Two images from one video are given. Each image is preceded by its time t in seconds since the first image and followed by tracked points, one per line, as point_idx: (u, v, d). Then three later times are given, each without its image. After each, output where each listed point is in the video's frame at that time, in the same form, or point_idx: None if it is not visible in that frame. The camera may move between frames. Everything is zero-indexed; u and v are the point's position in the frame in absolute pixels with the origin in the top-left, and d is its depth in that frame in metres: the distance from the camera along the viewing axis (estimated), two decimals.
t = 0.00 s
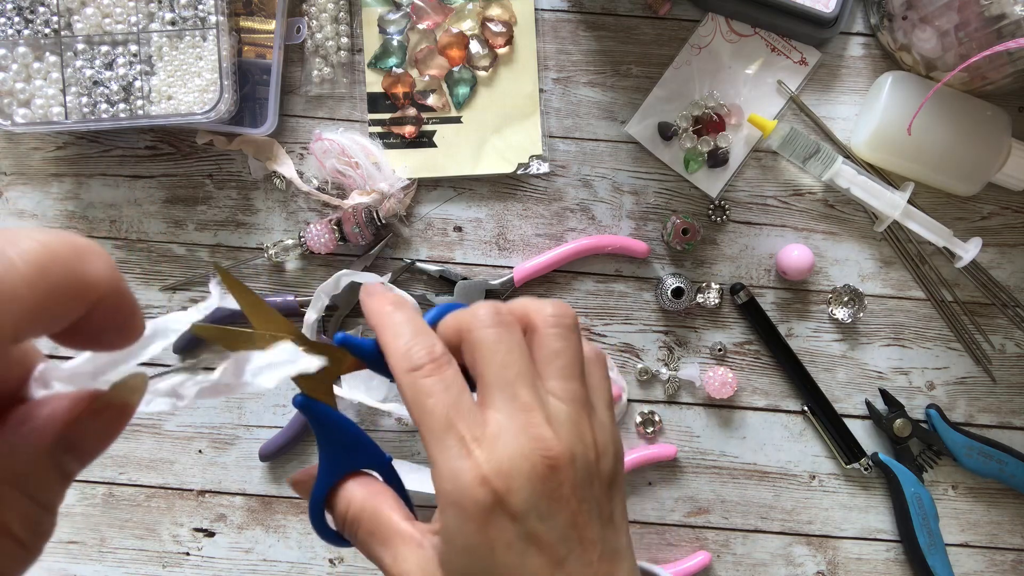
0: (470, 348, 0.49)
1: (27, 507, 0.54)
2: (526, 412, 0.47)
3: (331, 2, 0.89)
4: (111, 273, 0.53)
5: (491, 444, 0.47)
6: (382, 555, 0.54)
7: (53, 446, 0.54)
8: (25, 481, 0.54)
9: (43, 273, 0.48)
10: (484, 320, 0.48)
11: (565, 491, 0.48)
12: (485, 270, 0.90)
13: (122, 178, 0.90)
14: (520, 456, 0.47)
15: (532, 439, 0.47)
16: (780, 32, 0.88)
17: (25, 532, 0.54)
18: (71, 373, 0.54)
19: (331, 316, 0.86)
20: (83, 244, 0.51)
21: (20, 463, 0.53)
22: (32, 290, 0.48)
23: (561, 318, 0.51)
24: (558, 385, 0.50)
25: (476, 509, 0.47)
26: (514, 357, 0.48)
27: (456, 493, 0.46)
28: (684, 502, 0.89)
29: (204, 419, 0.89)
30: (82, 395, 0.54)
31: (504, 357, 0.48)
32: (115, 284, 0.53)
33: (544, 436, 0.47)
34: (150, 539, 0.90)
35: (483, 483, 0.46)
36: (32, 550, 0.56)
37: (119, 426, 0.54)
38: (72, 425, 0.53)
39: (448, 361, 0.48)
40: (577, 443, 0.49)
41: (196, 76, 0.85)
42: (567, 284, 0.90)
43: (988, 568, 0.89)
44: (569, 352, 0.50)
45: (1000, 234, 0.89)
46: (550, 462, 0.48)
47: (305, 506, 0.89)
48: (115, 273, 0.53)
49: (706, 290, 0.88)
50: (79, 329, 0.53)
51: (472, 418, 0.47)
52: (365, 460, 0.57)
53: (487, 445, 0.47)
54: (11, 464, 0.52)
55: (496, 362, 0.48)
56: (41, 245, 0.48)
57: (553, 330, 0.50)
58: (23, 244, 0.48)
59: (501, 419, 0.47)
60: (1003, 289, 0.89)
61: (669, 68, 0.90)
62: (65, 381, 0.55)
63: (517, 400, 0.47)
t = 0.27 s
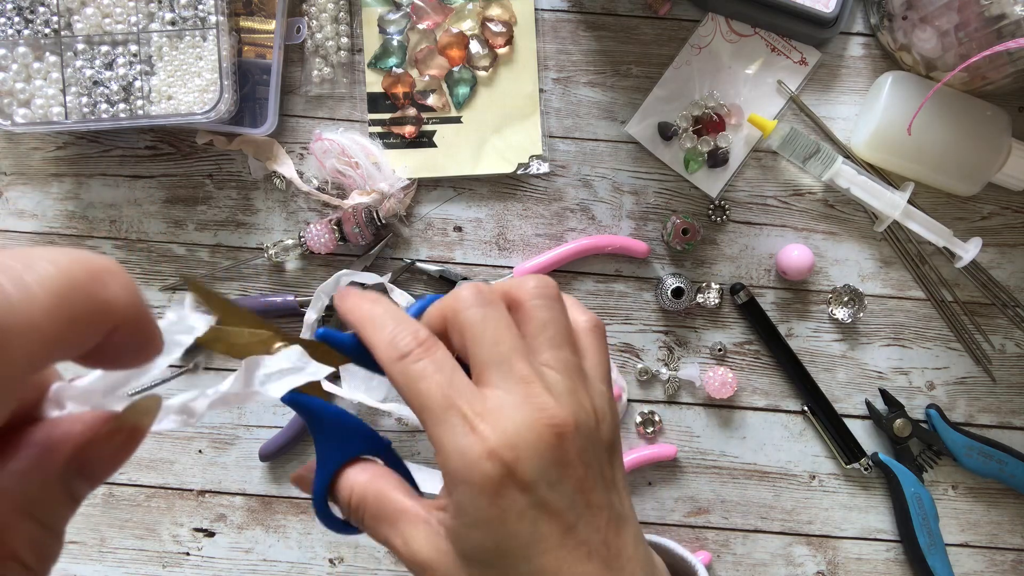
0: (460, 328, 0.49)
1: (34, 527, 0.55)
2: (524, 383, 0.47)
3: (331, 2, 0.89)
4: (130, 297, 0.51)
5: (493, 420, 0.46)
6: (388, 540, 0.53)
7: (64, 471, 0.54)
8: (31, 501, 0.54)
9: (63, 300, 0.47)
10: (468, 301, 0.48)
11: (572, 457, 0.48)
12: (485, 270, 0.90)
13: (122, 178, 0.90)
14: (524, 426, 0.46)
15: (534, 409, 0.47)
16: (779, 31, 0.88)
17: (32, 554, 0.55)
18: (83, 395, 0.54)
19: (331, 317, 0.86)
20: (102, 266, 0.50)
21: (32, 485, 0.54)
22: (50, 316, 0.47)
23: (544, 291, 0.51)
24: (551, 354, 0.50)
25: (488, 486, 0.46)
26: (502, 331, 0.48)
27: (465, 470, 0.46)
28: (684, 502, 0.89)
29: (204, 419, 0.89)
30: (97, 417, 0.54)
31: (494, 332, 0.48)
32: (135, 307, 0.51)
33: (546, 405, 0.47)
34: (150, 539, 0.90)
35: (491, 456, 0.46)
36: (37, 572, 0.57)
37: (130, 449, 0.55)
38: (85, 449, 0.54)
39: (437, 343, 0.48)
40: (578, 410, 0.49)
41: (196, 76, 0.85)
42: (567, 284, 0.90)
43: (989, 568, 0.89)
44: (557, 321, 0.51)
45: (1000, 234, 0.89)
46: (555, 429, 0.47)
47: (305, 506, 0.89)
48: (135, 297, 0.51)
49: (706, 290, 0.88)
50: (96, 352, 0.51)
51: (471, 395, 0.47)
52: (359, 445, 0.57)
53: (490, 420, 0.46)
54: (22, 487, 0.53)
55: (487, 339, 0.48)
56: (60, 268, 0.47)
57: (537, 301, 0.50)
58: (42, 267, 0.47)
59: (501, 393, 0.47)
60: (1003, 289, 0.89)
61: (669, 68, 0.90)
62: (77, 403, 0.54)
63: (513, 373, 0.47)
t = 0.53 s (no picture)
0: (465, 333, 0.49)
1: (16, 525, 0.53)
2: (533, 386, 0.48)
3: (331, 2, 0.89)
4: (106, 286, 0.51)
5: (507, 425, 0.46)
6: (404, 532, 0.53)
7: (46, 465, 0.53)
8: (14, 495, 0.52)
9: (44, 295, 0.46)
10: (472, 305, 0.49)
11: (584, 459, 0.49)
12: (485, 270, 0.90)
13: (122, 178, 0.90)
14: (537, 429, 0.47)
15: (546, 412, 0.47)
16: (779, 31, 0.88)
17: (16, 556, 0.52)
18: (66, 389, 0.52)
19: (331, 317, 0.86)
20: (76, 256, 0.49)
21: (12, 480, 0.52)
22: (31, 312, 0.45)
23: (542, 294, 0.52)
24: (556, 357, 0.50)
25: (505, 489, 0.46)
26: (509, 335, 0.48)
27: (480, 476, 0.46)
28: (684, 502, 0.89)
29: (204, 418, 0.89)
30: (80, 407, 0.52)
31: (500, 336, 0.48)
32: (111, 295, 0.51)
33: (557, 407, 0.48)
34: (150, 539, 0.90)
35: (506, 463, 0.45)
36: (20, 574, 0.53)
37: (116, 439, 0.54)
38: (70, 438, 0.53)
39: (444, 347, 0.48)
40: (587, 411, 0.49)
41: (196, 76, 0.85)
42: (567, 284, 0.90)
43: (989, 568, 0.89)
44: (559, 324, 0.51)
45: (1000, 234, 0.89)
46: (567, 431, 0.48)
47: (305, 506, 0.89)
48: (110, 285, 0.51)
49: (706, 290, 0.88)
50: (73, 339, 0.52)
51: (482, 398, 0.46)
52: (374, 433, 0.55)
53: (504, 425, 0.46)
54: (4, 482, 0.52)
55: (494, 343, 0.48)
56: (36, 260, 0.46)
57: (537, 304, 0.51)
58: (16, 260, 0.45)
59: (511, 397, 0.47)
60: (1003, 289, 0.89)
61: (669, 68, 0.90)
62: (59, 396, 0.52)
63: (522, 377, 0.48)
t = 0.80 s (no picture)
0: (454, 327, 0.49)
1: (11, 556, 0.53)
2: (520, 381, 0.48)
3: (331, 2, 0.89)
4: (100, 316, 0.52)
5: (491, 419, 0.46)
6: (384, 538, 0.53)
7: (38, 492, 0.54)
8: (8, 525, 0.53)
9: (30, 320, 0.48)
10: (462, 297, 0.48)
11: (569, 456, 0.49)
12: (485, 270, 0.90)
13: (122, 178, 0.90)
14: (521, 425, 0.47)
15: (531, 408, 0.47)
16: (779, 31, 0.88)
17: None
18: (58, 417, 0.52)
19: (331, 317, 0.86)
20: (71, 285, 0.51)
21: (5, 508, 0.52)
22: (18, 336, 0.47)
23: (533, 288, 0.52)
24: (543, 352, 0.50)
25: (487, 484, 0.46)
26: (497, 329, 0.48)
27: (464, 471, 0.46)
28: (684, 502, 0.89)
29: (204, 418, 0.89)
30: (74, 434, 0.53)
31: (489, 330, 0.48)
32: (105, 325, 0.52)
33: (543, 402, 0.48)
34: (150, 539, 0.90)
35: (490, 458, 0.46)
36: None
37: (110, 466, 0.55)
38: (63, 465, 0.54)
39: (432, 339, 0.48)
40: (573, 407, 0.50)
41: (196, 76, 0.85)
42: (567, 284, 0.90)
43: (988, 568, 0.89)
44: (548, 319, 0.51)
45: (1000, 234, 0.89)
46: (552, 427, 0.48)
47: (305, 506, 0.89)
48: (105, 315, 0.52)
49: (706, 290, 0.88)
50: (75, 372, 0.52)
51: (468, 393, 0.46)
52: (350, 437, 0.58)
53: (489, 420, 0.46)
54: None
55: (481, 337, 0.48)
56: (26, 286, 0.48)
57: (527, 299, 0.51)
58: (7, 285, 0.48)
59: (496, 392, 0.47)
60: (1003, 289, 0.89)
61: (669, 68, 0.90)
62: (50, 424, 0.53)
63: (508, 372, 0.48)
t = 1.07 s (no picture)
0: (468, 330, 0.49)
1: None
2: (539, 378, 0.48)
3: (331, 2, 0.89)
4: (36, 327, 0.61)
5: (513, 416, 0.46)
6: (406, 507, 0.53)
7: None
8: None
9: None
10: (475, 303, 0.50)
11: (591, 450, 0.48)
12: (485, 270, 0.90)
13: (122, 178, 0.90)
14: (544, 420, 0.46)
15: (553, 402, 0.47)
16: (779, 31, 0.88)
17: None
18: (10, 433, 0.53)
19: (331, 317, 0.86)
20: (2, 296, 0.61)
21: None
22: None
23: (538, 290, 0.53)
24: (561, 349, 0.50)
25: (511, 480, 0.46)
26: (511, 330, 0.49)
27: (487, 468, 0.46)
28: (684, 502, 0.89)
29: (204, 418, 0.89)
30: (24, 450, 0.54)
31: (504, 331, 0.49)
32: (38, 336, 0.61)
33: (563, 397, 0.47)
34: (150, 538, 0.90)
35: (514, 453, 0.45)
36: None
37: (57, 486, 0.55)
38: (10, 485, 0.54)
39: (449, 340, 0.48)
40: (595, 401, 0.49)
41: (196, 76, 0.85)
42: (567, 284, 0.90)
43: (989, 568, 0.89)
44: (561, 319, 0.52)
45: (1000, 234, 0.89)
46: (574, 421, 0.47)
47: (305, 506, 0.89)
48: (41, 326, 0.62)
49: (706, 290, 0.88)
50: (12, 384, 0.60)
51: (488, 391, 0.47)
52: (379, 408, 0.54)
53: (511, 415, 0.46)
54: None
55: (498, 336, 0.48)
56: None
57: (536, 300, 0.52)
58: None
59: (518, 389, 0.47)
60: (1003, 289, 0.89)
61: (669, 68, 0.90)
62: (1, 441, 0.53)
63: (526, 369, 0.48)
